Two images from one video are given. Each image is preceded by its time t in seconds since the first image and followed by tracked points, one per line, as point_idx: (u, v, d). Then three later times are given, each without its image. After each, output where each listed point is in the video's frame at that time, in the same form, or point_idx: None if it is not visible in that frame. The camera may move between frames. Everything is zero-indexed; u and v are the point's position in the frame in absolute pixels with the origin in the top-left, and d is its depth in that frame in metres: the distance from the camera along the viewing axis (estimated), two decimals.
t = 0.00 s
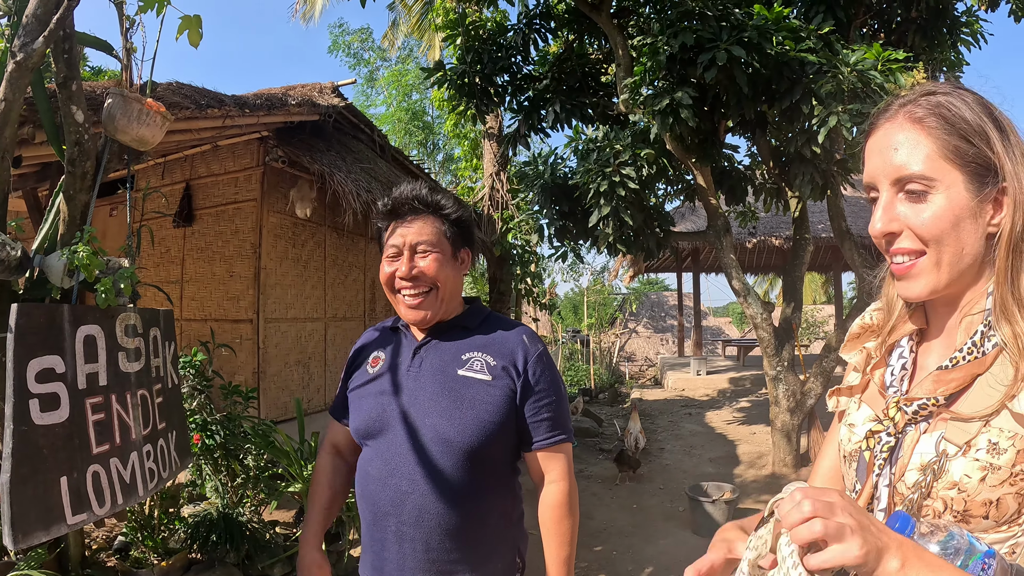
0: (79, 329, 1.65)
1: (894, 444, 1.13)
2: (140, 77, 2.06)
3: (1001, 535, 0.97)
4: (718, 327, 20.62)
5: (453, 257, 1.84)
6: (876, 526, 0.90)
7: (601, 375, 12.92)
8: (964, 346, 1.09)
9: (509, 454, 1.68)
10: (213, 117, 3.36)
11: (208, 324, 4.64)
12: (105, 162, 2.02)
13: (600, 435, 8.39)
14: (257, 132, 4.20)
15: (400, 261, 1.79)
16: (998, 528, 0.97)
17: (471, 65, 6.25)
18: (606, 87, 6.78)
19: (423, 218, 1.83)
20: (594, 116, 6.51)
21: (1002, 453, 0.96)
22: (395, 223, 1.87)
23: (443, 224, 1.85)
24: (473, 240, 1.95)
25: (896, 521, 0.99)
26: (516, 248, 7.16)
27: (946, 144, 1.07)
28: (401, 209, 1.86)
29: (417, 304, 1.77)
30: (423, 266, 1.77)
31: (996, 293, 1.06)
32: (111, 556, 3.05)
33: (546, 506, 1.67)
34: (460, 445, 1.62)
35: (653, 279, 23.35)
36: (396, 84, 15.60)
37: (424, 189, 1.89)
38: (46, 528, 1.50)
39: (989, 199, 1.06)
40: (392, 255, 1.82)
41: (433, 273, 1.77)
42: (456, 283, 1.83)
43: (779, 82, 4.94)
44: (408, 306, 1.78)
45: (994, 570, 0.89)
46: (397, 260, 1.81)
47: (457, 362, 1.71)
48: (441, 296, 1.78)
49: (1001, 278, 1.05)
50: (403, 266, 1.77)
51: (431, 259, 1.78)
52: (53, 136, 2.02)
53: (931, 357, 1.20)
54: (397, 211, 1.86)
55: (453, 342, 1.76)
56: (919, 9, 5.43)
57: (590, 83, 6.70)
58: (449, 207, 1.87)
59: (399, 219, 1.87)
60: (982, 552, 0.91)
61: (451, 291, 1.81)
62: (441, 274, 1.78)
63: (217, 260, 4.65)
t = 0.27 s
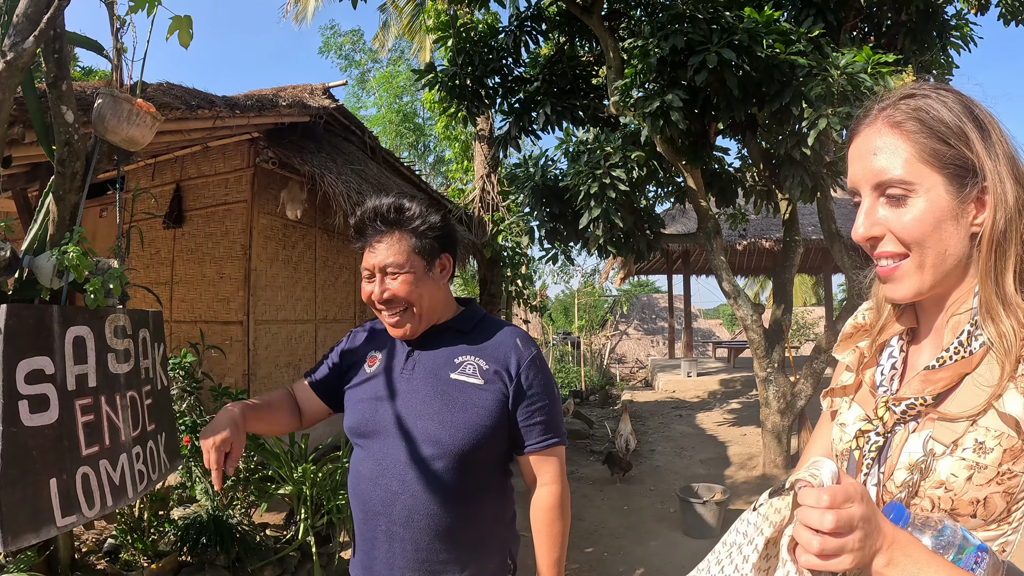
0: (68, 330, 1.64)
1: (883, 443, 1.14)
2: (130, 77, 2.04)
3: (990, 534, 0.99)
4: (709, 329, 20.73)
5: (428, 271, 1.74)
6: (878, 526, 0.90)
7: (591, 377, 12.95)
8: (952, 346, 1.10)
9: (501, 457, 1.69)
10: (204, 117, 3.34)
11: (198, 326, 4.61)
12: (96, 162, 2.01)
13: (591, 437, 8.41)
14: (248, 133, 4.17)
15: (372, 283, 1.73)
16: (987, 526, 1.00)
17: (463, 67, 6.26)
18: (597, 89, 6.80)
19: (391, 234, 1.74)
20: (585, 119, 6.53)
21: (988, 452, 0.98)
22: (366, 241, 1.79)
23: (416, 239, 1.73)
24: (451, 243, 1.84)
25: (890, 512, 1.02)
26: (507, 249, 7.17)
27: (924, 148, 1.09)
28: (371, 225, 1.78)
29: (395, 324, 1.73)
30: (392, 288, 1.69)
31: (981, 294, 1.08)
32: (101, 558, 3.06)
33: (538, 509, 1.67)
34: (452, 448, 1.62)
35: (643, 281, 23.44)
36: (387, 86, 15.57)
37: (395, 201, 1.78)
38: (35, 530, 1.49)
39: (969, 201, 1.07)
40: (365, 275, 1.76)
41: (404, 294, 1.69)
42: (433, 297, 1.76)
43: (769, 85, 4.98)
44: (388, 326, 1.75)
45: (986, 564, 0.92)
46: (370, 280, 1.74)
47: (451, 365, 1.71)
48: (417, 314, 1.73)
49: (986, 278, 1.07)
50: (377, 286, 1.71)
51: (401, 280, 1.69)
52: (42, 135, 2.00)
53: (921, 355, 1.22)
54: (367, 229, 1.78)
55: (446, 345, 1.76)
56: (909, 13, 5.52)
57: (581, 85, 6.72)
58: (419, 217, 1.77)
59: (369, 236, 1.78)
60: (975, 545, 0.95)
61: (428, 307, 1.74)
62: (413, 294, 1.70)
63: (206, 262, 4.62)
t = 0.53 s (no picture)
0: (58, 332, 1.62)
1: (878, 444, 1.17)
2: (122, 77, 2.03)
3: (988, 535, 1.01)
4: (699, 331, 20.86)
5: (420, 279, 1.72)
6: (878, 544, 0.81)
7: (582, 378, 12.98)
8: (948, 348, 1.12)
9: (494, 462, 1.70)
10: (195, 118, 3.31)
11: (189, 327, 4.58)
12: (87, 162, 1.99)
13: (582, 438, 8.43)
14: (238, 134, 4.14)
15: (363, 291, 1.70)
16: (986, 529, 1.01)
17: (455, 69, 6.26)
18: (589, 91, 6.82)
19: (382, 241, 1.70)
20: (576, 121, 6.56)
21: (986, 455, 0.99)
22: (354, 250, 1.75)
23: (405, 245, 1.70)
24: (445, 251, 1.83)
25: (896, 516, 0.98)
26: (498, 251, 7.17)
27: (911, 155, 1.10)
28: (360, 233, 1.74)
29: (386, 331, 1.71)
30: (383, 296, 1.67)
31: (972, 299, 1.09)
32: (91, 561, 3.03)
33: (530, 513, 1.68)
34: (447, 454, 1.63)
35: (634, 283, 23.51)
36: (378, 86, 15.54)
37: (383, 207, 1.76)
38: (26, 534, 1.48)
39: (956, 206, 1.07)
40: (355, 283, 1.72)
41: (394, 302, 1.67)
42: (424, 304, 1.74)
43: (760, 88, 5.02)
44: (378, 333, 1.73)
45: (992, 565, 0.92)
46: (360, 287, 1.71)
47: (445, 371, 1.71)
48: (408, 321, 1.71)
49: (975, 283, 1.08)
50: (367, 293, 1.68)
51: (392, 287, 1.67)
52: (32, 135, 1.98)
53: (916, 357, 1.24)
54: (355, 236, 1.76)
55: (440, 350, 1.76)
56: (900, 16, 5.57)
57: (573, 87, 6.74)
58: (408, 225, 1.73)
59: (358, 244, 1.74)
60: (980, 547, 0.94)
61: (417, 316, 1.73)
62: (404, 302, 1.68)
63: (197, 263, 4.59)
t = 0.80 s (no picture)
0: (59, 333, 1.62)
1: (875, 440, 1.18)
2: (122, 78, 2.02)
3: (980, 541, 1.06)
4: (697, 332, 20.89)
5: (437, 273, 1.75)
6: (858, 539, 0.89)
7: (580, 379, 12.97)
8: (952, 354, 1.11)
9: (495, 466, 1.70)
10: (195, 118, 3.31)
11: (188, 328, 4.57)
12: (87, 163, 1.99)
13: (580, 439, 8.42)
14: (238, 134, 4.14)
15: (384, 287, 1.68)
16: (977, 536, 1.06)
17: (454, 70, 6.26)
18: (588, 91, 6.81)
19: (398, 238, 1.71)
20: (574, 122, 6.56)
21: (980, 464, 1.02)
22: (368, 249, 1.72)
23: (419, 241, 1.73)
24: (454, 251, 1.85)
25: (879, 524, 1.06)
26: (497, 252, 7.17)
27: (913, 150, 1.10)
28: (370, 233, 1.74)
29: (405, 329, 1.69)
30: (407, 290, 1.67)
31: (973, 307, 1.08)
32: (89, 562, 3.03)
33: (531, 517, 1.68)
34: (450, 458, 1.63)
35: (632, 284, 23.50)
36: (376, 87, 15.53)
37: (395, 205, 1.78)
38: (27, 536, 1.48)
39: (953, 207, 1.06)
40: (372, 281, 1.69)
41: (419, 296, 1.68)
42: (441, 300, 1.77)
43: (759, 90, 5.03)
44: (397, 331, 1.70)
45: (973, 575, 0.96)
46: (378, 285, 1.69)
47: (448, 375, 1.70)
48: (430, 316, 1.72)
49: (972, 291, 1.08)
50: (387, 290, 1.67)
51: (415, 281, 1.68)
52: (31, 136, 1.98)
53: (925, 354, 1.23)
54: (366, 236, 1.74)
55: (443, 354, 1.75)
56: (899, 18, 5.58)
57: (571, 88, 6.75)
58: (425, 222, 1.77)
59: (372, 243, 1.73)
60: (963, 559, 0.98)
61: (438, 309, 1.74)
62: (429, 295, 1.70)
63: (196, 264, 4.59)
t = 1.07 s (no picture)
0: (58, 334, 1.62)
1: (853, 436, 1.20)
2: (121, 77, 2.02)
3: (955, 547, 1.00)
4: (695, 333, 20.93)
5: (444, 270, 1.78)
6: (807, 538, 0.89)
7: (579, 379, 12.97)
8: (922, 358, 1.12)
9: (498, 466, 1.69)
10: (194, 119, 3.31)
11: (186, 328, 4.56)
12: (87, 162, 1.98)
13: (579, 440, 8.42)
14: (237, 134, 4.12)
15: (395, 283, 1.70)
16: (952, 540, 1.01)
17: (453, 70, 6.26)
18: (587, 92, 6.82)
19: (407, 236, 1.74)
20: (574, 122, 6.58)
21: (947, 470, 0.97)
22: (376, 247, 1.76)
23: (429, 238, 1.77)
24: (459, 249, 1.90)
25: (841, 526, 1.06)
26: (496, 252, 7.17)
27: (914, 133, 1.12)
28: (381, 232, 1.77)
29: (417, 325, 1.70)
30: (419, 285, 1.69)
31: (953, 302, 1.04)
32: (88, 564, 3.02)
33: (533, 516, 1.68)
34: (453, 458, 1.62)
35: (630, 284, 23.42)
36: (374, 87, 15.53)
37: (404, 204, 1.82)
38: (26, 537, 1.48)
39: (926, 188, 1.07)
40: (383, 277, 1.71)
41: (432, 291, 1.70)
42: (449, 298, 1.79)
43: (758, 91, 5.03)
44: (408, 327, 1.70)
45: None
46: (390, 281, 1.71)
47: (451, 375, 1.70)
48: (441, 311, 1.73)
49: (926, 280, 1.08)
50: (399, 287, 1.68)
51: (427, 276, 1.70)
52: (30, 136, 1.97)
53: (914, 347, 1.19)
54: (377, 234, 1.76)
55: (448, 353, 1.75)
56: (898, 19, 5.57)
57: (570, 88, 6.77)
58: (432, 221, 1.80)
59: (381, 241, 1.76)
60: (924, 567, 0.97)
61: (448, 304, 1.76)
62: (440, 291, 1.72)
63: (194, 264, 4.58)
